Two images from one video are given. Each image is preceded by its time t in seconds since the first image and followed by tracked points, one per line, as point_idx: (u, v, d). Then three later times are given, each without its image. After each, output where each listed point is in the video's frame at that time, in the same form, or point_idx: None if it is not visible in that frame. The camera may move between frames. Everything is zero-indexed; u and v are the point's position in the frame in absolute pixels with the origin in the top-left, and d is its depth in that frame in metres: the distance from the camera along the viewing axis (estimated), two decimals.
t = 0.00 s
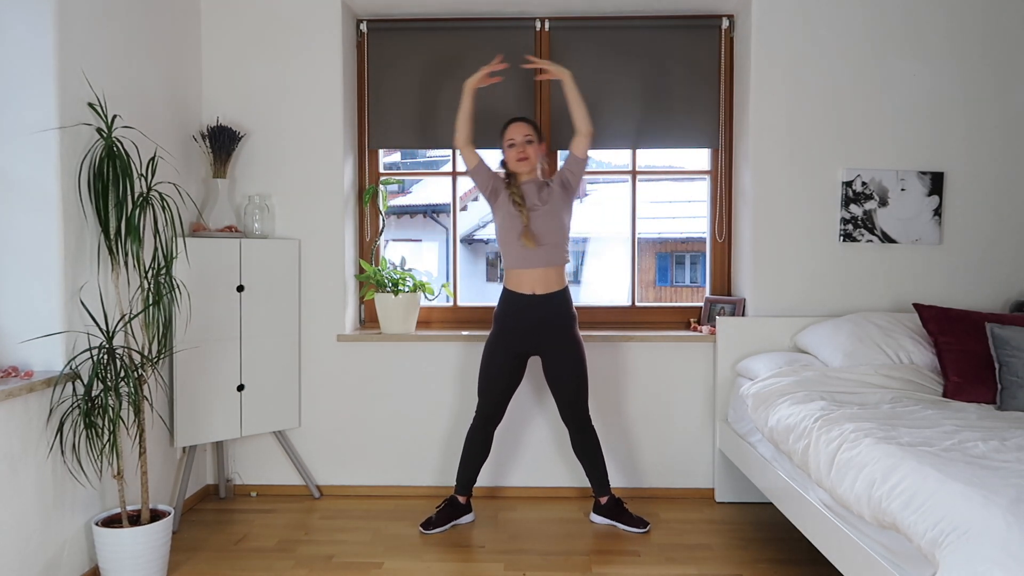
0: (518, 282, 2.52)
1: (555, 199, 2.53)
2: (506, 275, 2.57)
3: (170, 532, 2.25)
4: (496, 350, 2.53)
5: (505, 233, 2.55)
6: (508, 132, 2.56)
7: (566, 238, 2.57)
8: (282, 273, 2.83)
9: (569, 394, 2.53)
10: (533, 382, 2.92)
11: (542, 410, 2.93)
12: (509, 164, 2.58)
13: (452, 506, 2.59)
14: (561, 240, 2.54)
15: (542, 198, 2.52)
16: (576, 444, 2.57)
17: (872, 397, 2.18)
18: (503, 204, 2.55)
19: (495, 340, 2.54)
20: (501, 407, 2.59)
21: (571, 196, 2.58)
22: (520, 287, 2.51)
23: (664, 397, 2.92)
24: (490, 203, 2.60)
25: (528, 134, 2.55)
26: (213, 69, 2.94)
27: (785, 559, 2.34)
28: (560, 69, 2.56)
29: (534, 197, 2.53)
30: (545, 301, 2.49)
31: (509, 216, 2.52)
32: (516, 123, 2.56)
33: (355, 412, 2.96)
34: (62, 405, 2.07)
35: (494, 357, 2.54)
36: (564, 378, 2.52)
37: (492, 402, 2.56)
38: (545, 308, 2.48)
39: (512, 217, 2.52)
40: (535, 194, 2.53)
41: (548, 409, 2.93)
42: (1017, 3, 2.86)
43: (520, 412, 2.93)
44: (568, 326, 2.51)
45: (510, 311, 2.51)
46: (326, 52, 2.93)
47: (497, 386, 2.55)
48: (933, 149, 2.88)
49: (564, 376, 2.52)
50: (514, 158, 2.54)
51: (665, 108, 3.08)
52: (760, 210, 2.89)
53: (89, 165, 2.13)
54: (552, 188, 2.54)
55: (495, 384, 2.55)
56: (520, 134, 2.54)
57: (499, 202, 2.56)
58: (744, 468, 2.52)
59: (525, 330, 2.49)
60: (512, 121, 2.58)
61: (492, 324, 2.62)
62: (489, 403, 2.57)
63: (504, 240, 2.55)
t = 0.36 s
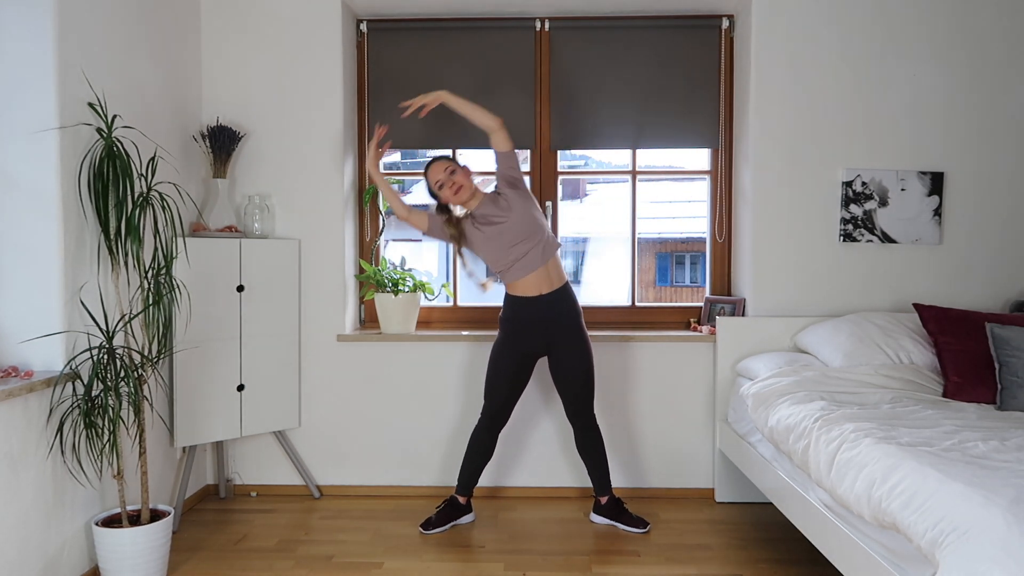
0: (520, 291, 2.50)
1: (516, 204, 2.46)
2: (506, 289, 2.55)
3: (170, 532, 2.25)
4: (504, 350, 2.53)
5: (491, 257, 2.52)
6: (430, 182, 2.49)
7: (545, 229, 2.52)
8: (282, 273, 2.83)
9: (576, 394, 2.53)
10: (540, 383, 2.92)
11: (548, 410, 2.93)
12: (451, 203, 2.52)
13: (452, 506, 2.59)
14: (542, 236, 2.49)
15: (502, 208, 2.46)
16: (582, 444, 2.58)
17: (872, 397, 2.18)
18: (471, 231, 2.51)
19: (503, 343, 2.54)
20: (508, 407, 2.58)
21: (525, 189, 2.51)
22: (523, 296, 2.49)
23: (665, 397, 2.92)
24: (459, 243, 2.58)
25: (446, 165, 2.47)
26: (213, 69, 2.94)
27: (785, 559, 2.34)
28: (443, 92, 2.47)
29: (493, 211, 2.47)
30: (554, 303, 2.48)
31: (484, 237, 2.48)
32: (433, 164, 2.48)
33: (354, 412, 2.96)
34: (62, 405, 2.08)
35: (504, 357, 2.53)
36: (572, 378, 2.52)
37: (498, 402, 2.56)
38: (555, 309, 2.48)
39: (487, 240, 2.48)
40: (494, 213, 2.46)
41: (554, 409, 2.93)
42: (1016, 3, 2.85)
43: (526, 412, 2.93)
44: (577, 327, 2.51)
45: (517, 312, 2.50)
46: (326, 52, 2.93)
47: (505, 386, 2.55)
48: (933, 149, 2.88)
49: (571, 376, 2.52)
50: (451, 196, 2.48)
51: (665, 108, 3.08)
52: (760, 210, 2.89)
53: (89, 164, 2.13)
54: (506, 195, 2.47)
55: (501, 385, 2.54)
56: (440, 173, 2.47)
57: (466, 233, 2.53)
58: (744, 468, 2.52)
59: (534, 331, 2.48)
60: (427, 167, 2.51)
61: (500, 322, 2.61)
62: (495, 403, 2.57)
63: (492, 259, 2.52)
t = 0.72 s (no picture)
0: (522, 296, 2.49)
1: (499, 213, 2.45)
2: (507, 298, 2.54)
3: (170, 532, 2.25)
4: (507, 350, 2.53)
5: (489, 270, 2.50)
6: (406, 223, 2.45)
7: (533, 231, 2.51)
8: (282, 273, 2.83)
9: (578, 394, 2.53)
10: (542, 384, 2.92)
11: (551, 411, 2.93)
12: (433, 232, 2.48)
13: (452, 506, 2.59)
14: (533, 238, 2.48)
15: (486, 221, 2.45)
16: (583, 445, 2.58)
17: (872, 397, 2.18)
18: (461, 250, 2.50)
19: (506, 345, 2.54)
20: (511, 408, 2.58)
21: (502, 197, 2.49)
22: (527, 300, 2.48)
23: (665, 397, 2.92)
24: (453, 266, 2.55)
25: (415, 199, 2.42)
26: (213, 69, 2.93)
27: (785, 559, 2.34)
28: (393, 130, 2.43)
29: (479, 226, 2.45)
30: (556, 302, 2.48)
31: (478, 251, 2.47)
32: (402, 201, 2.43)
33: (354, 412, 2.96)
34: (61, 405, 2.07)
35: (506, 358, 2.53)
36: (574, 378, 2.52)
37: (500, 403, 2.56)
38: (557, 309, 2.48)
39: (481, 253, 2.47)
40: (480, 228, 2.45)
41: (556, 410, 2.93)
42: (1016, 3, 2.85)
43: (528, 412, 2.93)
44: (579, 326, 2.51)
45: (518, 313, 2.49)
46: (326, 52, 2.93)
47: (507, 387, 2.54)
48: (933, 149, 2.88)
49: (573, 376, 2.52)
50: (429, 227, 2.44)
51: (665, 108, 3.08)
52: (760, 210, 2.89)
53: (89, 164, 2.13)
54: (486, 208, 2.45)
55: (503, 386, 2.54)
56: (412, 211, 2.42)
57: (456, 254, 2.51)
58: (744, 468, 2.52)
59: (537, 331, 2.48)
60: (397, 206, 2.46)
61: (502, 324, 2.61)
62: (497, 404, 2.56)
63: (490, 270, 2.50)
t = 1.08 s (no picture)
0: (517, 287, 2.50)
1: (526, 200, 2.47)
2: (504, 284, 2.55)
3: (170, 532, 2.25)
4: (497, 351, 2.53)
5: (493, 251, 2.53)
6: (442, 168, 2.53)
7: (552, 231, 2.52)
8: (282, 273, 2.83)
9: (572, 394, 2.52)
10: (534, 384, 2.92)
11: (543, 411, 2.92)
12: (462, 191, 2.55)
13: (452, 506, 2.59)
14: (546, 235, 2.49)
15: (511, 203, 2.47)
16: (577, 445, 2.57)
17: (872, 397, 2.17)
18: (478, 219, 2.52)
19: (497, 342, 2.54)
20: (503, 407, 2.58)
21: (537, 187, 2.52)
22: (522, 293, 2.49)
23: (665, 397, 2.92)
24: (463, 233, 2.59)
25: (463, 153, 2.50)
26: (213, 69, 2.93)
27: (785, 559, 2.34)
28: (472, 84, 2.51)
29: (503, 205, 2.48)
30: (547, 301, 2.48)
31: (490, 229, 2.49)
32: (447, 150, 2.51)
33: (354, 412, 2.96)
34: (61, 405, 2.07)
35: (496, 359, 2.53)
36: (567, 376, 2.51)
37: (492, 403, 2.56)
38: (547, 308, 2.48)
39: (492, 233, 2.49)
40: (503, 207, 2.47)
41: (549, 410, 2.92)
42: (1016, 3, 2.85)
43: (521, 413, 2.93)
44: (570, 325, 2.50)
45: (512, 311, 2.50)
46: (326, 52, 2.93)
47: (501, 385, 2.54)
48: (933, 149, 2.88)
49: (566, 375, 2.51)
50: (462, 183, 2.52)
51: (665, 108, 3.08)
52: (760, 210, 2.89)
53: (89, 164, 2.13)
54: (516, 190, 2.48)
55: (495, 384, 2.54)
56: (454, 160, 2.49)
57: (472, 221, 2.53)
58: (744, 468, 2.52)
59: (526, 330, 2.48)
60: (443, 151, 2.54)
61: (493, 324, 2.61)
62: (489, 404, 2.56)
63: (495, 252, 2.53)
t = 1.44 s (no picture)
0: (517, 277, 2.51)
1: (568, 205, 2.53)
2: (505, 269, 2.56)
3: (170, 532, 2.25)
4: (489, 350, 2.52)
5: (511, 234, 2.54)
6: (531, 131, 2.58)
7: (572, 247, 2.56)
8: (282, 273, 2.83)
9: (565, 396, 2.53)
10: (525, 384, 2.93)
11: (535, 412, 2.93)
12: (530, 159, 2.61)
13: (452, 506, 2.59)
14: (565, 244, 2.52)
15: (555, 201, 2.53)
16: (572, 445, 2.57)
17: (872, 397, 2.18)
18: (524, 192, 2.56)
19: (489, 339, 2.53)
20: (496, 407, 2.58)
21: (583, 204, 2.59)
22: (523, 286, 2.50)
23: (664, 397, 2.92)
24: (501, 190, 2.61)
25: (556, 133, 2.59)
26: (213, 69, 2.94)
27: (785, 559, 2.34)
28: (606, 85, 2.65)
29: (548, 197, 2.54)
30: (540, 302, 2.48)
31: (522, 211, 2.52)
32: (548, 121, 2.57)
33: (354, 412, 2.96)
34: (62, 406, 2.07)
35: (488, 359, 2.53)
36: (559, 377, 2.51)
37: (486, 402, 2.56)
38: (540, 308, 2.48)
39: (522, 217, 2.52)
40: (546, 200, 2.53)
41: (542, 410, 2.93)
42: (1016, 3, 2.86)
43: (513, 414, 2.94)
44: (563, 326, 2.51)
45: (506, 309, 2.50)
46: (327, 52, 2.93)
47: (494, 384, 2.54)
48: (933, 149, 2.88)
49: (558, 375, 2.51)
50: (537, 154, 2.57)
51: (665, 108, 3.08)
52: (760, 210, 2.89)
53: (89, 164, 2.13)
54: (567, 192, 2.55)
55: (488, 382, 2.54)
56: (546, 132, 2.56)
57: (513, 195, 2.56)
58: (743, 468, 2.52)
59: (518, 329, 2.49)
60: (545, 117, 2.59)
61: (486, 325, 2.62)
62: (483, 402, 2.56)
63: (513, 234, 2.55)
